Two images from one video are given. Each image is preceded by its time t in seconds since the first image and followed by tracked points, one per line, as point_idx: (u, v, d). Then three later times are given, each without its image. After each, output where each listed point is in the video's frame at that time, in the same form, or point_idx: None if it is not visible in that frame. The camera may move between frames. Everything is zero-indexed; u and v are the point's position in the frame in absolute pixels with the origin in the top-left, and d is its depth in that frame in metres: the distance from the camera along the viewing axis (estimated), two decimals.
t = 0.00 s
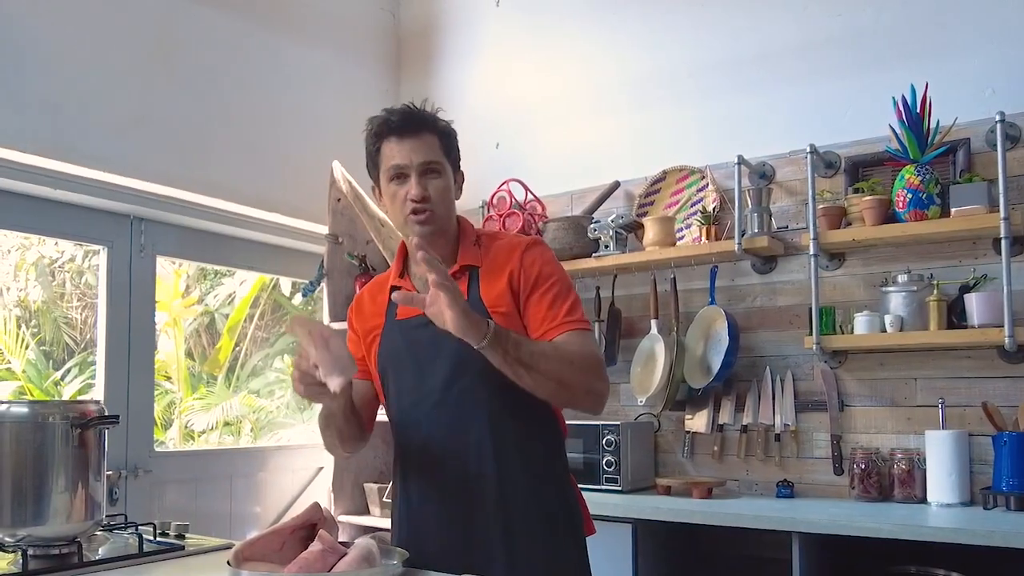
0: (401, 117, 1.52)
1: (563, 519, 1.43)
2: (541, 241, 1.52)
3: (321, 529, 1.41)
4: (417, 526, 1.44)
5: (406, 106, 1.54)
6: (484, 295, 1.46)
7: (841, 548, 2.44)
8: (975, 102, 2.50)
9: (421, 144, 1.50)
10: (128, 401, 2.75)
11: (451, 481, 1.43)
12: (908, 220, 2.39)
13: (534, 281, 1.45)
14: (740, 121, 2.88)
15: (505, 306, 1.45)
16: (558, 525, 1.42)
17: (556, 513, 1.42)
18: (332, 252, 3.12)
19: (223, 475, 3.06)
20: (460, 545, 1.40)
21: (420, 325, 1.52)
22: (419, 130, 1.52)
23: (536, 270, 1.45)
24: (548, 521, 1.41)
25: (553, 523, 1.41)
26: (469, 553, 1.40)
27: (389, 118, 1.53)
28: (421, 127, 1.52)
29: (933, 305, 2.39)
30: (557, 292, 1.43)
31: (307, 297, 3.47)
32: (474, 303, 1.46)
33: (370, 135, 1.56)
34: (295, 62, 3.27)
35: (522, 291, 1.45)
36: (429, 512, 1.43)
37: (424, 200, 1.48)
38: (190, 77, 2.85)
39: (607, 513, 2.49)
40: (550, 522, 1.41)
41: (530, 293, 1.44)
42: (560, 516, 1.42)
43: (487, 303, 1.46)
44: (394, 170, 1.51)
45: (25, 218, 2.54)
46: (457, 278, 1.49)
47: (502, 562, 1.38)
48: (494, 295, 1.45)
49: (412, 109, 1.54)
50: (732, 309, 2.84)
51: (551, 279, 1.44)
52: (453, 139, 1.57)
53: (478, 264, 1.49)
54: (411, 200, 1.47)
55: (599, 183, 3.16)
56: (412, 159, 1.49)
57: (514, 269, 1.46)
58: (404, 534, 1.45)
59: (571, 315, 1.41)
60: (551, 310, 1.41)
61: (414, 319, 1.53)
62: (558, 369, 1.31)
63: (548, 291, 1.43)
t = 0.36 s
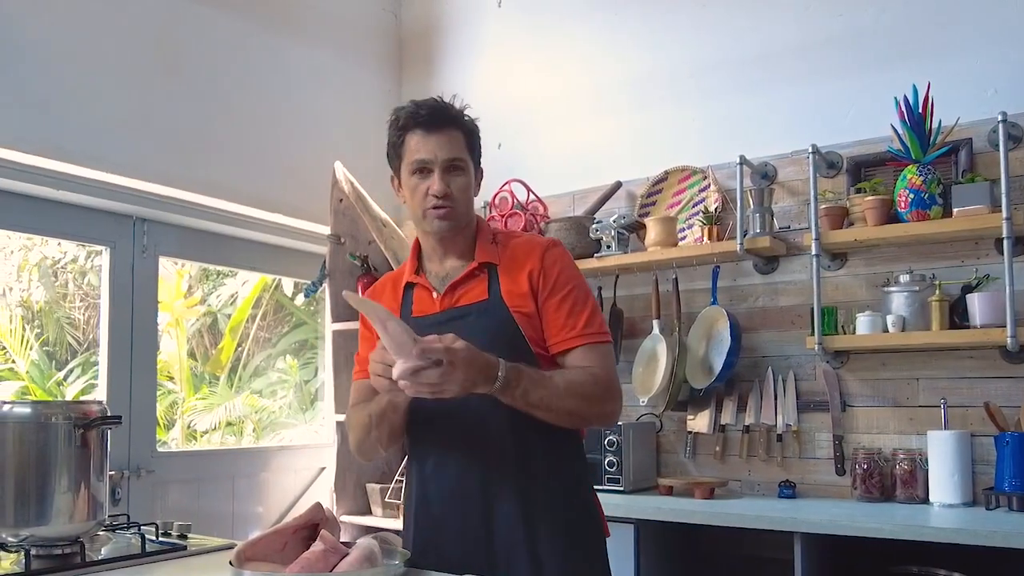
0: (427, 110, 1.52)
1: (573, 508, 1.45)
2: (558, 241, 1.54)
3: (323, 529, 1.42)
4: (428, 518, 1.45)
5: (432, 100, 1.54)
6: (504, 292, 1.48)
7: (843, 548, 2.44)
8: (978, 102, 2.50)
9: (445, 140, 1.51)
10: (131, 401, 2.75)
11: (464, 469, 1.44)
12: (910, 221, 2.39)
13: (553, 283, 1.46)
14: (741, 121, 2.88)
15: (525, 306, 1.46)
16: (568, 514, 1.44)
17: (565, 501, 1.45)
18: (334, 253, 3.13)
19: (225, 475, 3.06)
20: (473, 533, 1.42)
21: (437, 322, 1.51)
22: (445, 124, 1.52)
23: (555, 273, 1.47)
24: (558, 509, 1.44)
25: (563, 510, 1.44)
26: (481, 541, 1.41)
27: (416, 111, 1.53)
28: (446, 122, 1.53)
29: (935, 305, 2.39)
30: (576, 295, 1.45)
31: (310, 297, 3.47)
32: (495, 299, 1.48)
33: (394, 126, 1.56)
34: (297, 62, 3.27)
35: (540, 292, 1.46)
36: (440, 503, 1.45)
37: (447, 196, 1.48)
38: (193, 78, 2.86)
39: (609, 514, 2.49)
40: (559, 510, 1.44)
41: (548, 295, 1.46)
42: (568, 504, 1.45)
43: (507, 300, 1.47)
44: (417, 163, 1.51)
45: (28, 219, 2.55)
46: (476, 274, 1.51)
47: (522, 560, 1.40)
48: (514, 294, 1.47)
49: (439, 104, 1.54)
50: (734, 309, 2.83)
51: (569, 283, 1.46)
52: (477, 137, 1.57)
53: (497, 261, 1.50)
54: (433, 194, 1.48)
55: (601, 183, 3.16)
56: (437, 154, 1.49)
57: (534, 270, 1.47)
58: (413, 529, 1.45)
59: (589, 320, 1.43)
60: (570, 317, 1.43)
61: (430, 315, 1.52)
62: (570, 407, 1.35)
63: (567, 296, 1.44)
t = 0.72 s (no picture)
0: (472, 104, 1.50)
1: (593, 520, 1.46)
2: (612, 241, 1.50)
3: (326, 529, 1.43)
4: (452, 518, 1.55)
5: (479, 91, 1.52)
6: (544, 293, 1.47)
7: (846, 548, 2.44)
8: (981, 102, 2.50)
9: (490, 136, 1.49)
10: (133, 401, 2.75)
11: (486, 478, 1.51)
12: (913, 221, 2.39)
13: (599, 291, 1.42)
14: (743, 122, 2.88)
15: (567, 309, 1.45)
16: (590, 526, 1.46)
17: (585, 513, 1.46)
18: (336, 254, 3.16)
19: (228, 475, 3.06)
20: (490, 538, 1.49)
21: (474, 320, 1.54)
22: (488, 119, 1.50)
23: (603, 278, 1.43)
24: (576, 520, 1.45)
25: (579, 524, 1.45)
26: (497, 549, 1.48)
27: (461, 104, 1.51)
28: (491, 115, 1.50)
29: (938, 305, 2.39)
30: (623, 303, 1.41)
31: (313, 297, 3.47)
32: (532, 299, 1.49)
33: (439, 117, 1.56)
34: (300, 63, 3.28)
35: (585, 299, 1.44)
36: (464, 506, 1.53)
37: (489, 196, 1.50)
38: (196, 79, 2.86)
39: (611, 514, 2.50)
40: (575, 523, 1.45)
41: (593, 302, 1.43)
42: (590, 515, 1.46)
43: (546, 302, 1.47)
44: (461, 160, 1.51)
45: (31, 219, 2.55)
46: (517, 272, 1.52)
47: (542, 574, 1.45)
48: (556, 298, 1.46)
49: (485, 95, 1.51)
50: (736, 309, 2.83)
51: (617, 289, 1.42)
52: (527, 125, 1.55)
53: (540, 260, 1.50)
54: (475, 195, 1.50)
55: (603, 183, 3.16)
56: (479, 153, 1.49)
57: (578, 273, 1.45)
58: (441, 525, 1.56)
59: (634, 329, 1.39)
60: (617, 326, 1.39)
61: (469, 311, 1.56)
62: (628, 434, 1.29)
63: (614, 303, 1.41)
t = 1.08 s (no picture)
0: (563, 101, 1.28)
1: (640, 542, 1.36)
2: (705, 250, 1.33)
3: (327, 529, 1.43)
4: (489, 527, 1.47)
5: (571, 82, 1.29)
6: (621, 308, 1.31)
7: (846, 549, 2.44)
8: (982, 102, 2.50)
9: (579, 142, 1.28)
10: (135, 401, 2.76)
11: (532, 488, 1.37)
12: (914, 221, 2.40)
13: (682, 309, 1.26)
14: (743, 122, 2.88)
15: (644, 328, 1.29)
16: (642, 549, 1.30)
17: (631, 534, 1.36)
18: (338, 254, 3.15)
19: (229, 476, 3.06)
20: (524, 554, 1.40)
21: (541, 325, 1.39)
22: (579, 119, 1.28)
23: (688, 295, 1.27)
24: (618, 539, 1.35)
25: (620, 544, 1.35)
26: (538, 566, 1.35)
27: (549, 98, 1.29)
28: (583, 115, 1.29)
29: (939, 305, 2.40)
30: (709, 327, 1.24)
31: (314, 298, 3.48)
32: (608, 313, 1.33)
33: (523, 104, 1.34)
34: (301, 64, 3.28)
35: (666, 317, 1.27)
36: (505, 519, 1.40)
37: (571, 205, 1.33)
38: (197, 79, 2.86)
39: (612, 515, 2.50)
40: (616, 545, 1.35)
41: (674, 321, 1.27)
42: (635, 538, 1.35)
43: (622, 317, 1.31)
44: (541, 161, 1.32)
45: (33, 220, 2.56)
46: (595, 277, 1.36)
47: None
48: (633, 314, 1.30)
49: (578, 88, 1.29)
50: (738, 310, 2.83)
51: (703, 309, 1.25)
52: (626, 117, 1.32)
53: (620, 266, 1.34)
54: (555, 206, 1.33)
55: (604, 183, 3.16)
56: (564, 159, 1.29)
57: (660, 288, 1.28)
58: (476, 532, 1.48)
59: (718, 358, 1.22)
60: (698, 352, 1.23)
61: (536, 314, 1.41)
62: (695, 476, 1.15)
63: (699, 324, 1.24)
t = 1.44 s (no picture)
0: (580, 102, 1.32)
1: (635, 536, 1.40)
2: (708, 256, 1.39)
3: (326, 530, 1.43)
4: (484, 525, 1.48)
5: (589, 82, 1.33)
6: (626, 310, 1.35)
7: (846, 549, 2.44)
8: (982, 102, 2.50)
9: (592, 143, 1.32)
10: (135, 402, 2.76)
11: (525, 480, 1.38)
12: (914, 221, 2.39)
13: (688, 316, 1.31)
14: (744, 122, 2.88)
15: (650, 333, 1.34)
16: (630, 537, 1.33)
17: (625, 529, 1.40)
18: (338, 255, 3.15)
19: (229, 476, 3.06)
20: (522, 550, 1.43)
21: (540, 321, 1.42)
22: (594, 119, 1.32)
23: (699, 305, 1.31)
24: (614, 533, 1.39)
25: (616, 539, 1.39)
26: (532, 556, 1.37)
27: (566, 97, 1.33)
28: (598, 116, 1.32)
29: (939, 306, 2.40)
30: (715, 336, 1.31)
31: (314, 299, 3.48)
32: (612, 313, 1.37)
33: (541, 100, 1.38)
34: (302, 64, 3.28)
35: (671, 324, 1.33)
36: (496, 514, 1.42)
37: (578, 205, 1.36)
38: (198, 80, 2.87)
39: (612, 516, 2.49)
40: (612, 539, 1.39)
41: (680, 329, 1.32)
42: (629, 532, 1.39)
43: (627, 320, 1.35)
44: (552, 158, 1.35)
45: (34, 221, 2.56)
46: (598, 278, 1.40)
47: None
48: (638, 319, 1.34)
49: (596, 89, 1.33)
50: (738, 311, 2.83)
51: (713, 321, 1.31)
52: (639, 124, 1.36)
53: (625, 269, 1.38)
54: (562, 205, 1.36)
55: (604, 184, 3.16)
56: (575, 158, 1.33)
57: (671, 295, 1.33)
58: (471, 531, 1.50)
59: (722, 368, 1.29)
60: (706, 361, 1.29)
61: (535, 310, 1.44)
62: (713, 470, 1.22)
63: (708, 335, 1.30)
